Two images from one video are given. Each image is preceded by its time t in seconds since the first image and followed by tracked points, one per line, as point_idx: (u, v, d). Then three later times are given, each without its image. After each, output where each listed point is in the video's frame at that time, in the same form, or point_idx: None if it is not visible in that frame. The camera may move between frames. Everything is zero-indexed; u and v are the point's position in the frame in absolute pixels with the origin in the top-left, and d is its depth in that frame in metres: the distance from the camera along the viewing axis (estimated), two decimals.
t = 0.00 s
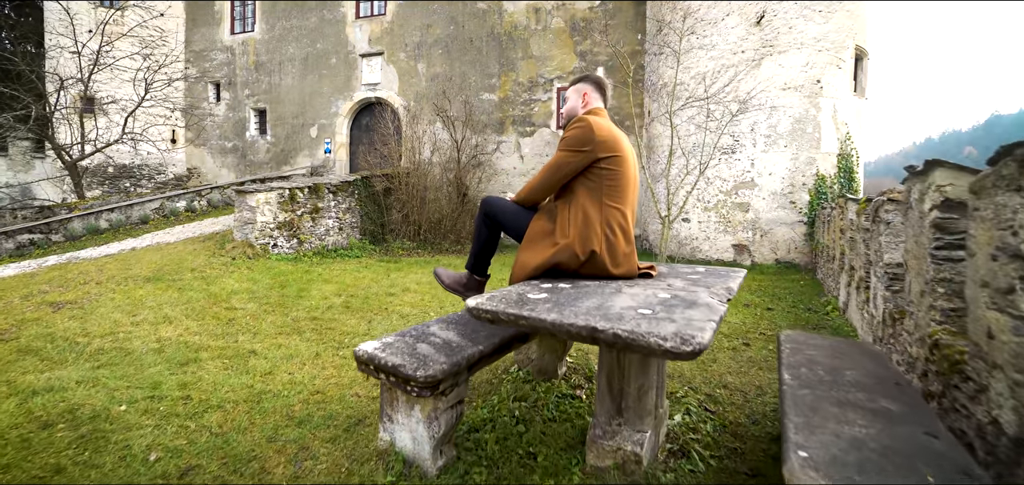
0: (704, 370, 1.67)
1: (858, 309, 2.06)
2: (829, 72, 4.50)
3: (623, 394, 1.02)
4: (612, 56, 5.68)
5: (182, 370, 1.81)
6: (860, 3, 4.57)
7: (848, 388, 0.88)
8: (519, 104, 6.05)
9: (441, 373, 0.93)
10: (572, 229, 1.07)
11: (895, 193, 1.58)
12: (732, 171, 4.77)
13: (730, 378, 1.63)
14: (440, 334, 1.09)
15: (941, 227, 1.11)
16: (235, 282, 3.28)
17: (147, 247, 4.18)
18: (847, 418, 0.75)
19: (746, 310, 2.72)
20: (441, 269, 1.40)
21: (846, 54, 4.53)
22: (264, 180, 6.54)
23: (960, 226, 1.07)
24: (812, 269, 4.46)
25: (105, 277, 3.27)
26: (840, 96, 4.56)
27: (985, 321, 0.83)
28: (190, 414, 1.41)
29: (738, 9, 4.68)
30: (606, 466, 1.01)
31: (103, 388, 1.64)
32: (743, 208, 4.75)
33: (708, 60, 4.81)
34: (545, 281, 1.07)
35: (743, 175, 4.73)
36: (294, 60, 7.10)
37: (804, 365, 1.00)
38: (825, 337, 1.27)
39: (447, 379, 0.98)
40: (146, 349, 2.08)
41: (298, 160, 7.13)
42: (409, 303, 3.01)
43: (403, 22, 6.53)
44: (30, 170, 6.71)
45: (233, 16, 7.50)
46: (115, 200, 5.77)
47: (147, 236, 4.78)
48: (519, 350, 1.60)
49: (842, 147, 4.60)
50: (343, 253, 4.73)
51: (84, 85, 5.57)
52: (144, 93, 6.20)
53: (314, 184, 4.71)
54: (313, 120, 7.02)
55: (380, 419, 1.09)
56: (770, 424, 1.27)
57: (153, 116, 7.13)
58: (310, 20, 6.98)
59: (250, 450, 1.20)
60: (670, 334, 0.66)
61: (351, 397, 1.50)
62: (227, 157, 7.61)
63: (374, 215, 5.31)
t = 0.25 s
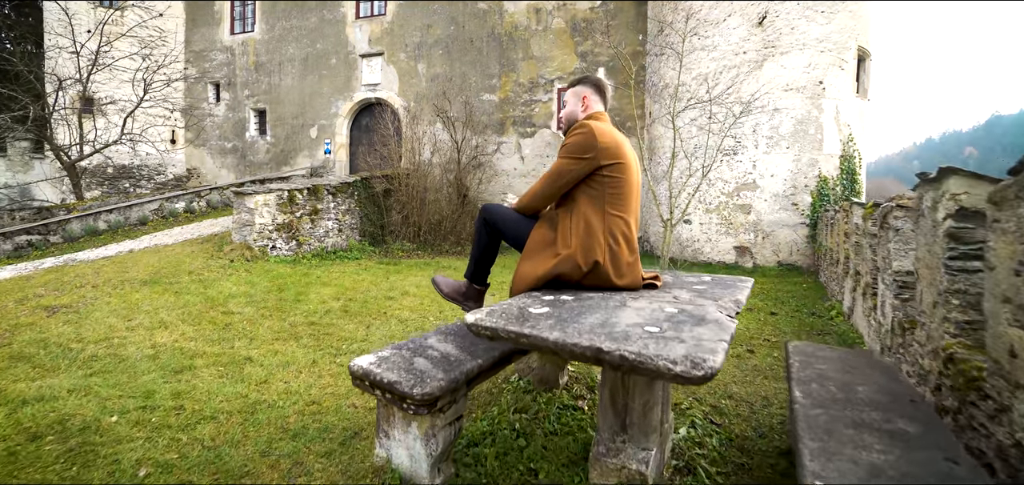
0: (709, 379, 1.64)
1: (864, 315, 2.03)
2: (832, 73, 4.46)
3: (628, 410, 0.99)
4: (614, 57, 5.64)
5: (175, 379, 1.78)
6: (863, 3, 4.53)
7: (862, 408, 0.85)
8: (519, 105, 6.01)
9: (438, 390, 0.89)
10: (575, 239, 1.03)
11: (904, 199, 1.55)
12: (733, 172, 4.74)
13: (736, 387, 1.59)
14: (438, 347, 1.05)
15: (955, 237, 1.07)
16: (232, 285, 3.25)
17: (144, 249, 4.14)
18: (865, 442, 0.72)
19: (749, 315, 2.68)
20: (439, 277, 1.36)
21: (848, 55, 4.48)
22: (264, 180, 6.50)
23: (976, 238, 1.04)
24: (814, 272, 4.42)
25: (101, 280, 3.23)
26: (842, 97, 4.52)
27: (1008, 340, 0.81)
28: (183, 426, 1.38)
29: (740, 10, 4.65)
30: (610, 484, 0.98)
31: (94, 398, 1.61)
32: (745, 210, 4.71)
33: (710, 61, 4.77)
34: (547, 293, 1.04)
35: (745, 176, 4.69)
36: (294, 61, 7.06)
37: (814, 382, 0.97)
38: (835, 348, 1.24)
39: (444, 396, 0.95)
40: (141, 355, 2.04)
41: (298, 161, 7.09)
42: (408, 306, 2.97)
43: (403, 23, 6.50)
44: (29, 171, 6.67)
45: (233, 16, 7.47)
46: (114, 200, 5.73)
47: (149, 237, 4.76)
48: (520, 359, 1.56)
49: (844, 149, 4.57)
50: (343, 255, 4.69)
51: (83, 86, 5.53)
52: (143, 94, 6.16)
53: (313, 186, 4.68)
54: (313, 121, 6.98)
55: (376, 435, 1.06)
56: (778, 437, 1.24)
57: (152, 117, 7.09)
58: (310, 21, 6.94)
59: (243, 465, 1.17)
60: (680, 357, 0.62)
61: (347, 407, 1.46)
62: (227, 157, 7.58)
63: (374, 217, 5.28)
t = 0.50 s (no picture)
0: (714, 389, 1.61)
1: (871, 323, 2.00)
2: (833, 74, 4.43)
3: (633, 428, 0.95)
4: (614, 57, 5.60)
5: (168, 387, 1.74)
6: (865, 4, 4.50)
7: (880, 431, 0.82)
8: (519, 105, 5.97)
9: (436, 410, 0.86)
10: (577, 251, 1.00)
11: (914, 207, 1.52)
12: (734, 174, 4.71)
13: (741, 398, 1.56)
14: (437, 361, 1.02)
15: (971, 249, 1.04)
16: (229, 288, 3.21)
17: (141, 251, 4.09)
18: (887, 472, 0.69)
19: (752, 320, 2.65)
20: (438, 286, 1.33)
21: (850, 56, 4.45)
22: (262, 181, 6.46)
23: (994, 249, 1.00)
24: (816, 274, 4.39)
25: (96, 283, 3.19)
26: (844, 99, 4.49)
27: None
28: (174, 439, 1.34)
29: (741, 10, 4.61)
30: None
31: (84, 408, 1.57)
32: (746, 212, 4.68)
33: (711, 62, 4.74)
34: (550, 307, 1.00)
35: (746, 178, 4.66)
36: (293, 60, 7.02)
37: (828, 402, 0.94)
38: (844, 361, 1.21)
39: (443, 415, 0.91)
40: (134, 362, 2.01)
41: (297, 161, 7.05)
42: (407, 310, 2.94)
43: (403, 22, 6.46)
44: (26, 170, 6.62)
45: (231, 15, 7.42)
46: (111, 201, 5.68)
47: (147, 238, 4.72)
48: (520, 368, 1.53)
49: (846, 150, 4.53)
50: (341, 257, 4.65)
51: (79, 86, 5.48)
52: (140, 94, 6.11)
53: (311, 187, 4.64)
54: (312, 121, 6.94)
55: (372, 452, 1.01)
56: (785, 452, 1.21)
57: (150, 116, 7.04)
58: (308, 20, 6.90)
59: (234, 481, 1.13)
60: (694, 384, 0.59)
61: (343, 419, 1.43)
62: (225, 157, 7.53)
63: (373, 218, 5.24)
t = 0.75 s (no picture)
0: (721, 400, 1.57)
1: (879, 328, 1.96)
2: (835, 75, 4.40)
3: (640, 443, 0.92)
4: (615, 58, 5.57)
5: (164, 395, 1.71)
6: (867, 4, 4.47)
7: (898, 449, 0.79)
8: (519, 106, 5.94)
9: (437, 427, 0.83)
10: (581, 261, 0.97)
11: (924, 212, 1.48)
12: (736, 175, 4.68)
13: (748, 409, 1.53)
14: (438, 373, 0.99)
15: (987, 257, 1.01)
16: (227, 291, 3.18)
17: (138, 253, 4.06)
18: None
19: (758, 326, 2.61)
20: (438, 294, 1.30)
21: (852, 57, 4.42)
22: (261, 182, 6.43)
23: (1010, 258, 0.97)
24: (818, 276, 4.36)
25: (93, 286, 3.15)
26: (845, 100, 4.47)
27: None
28: (169, 451, 1.31)
29: (742, 11, 4.59)
30: None
31: (78, 416, 1.54)
32: (747, 213, 4.65)
33: (712, 63, 4.71)
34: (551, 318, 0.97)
35: (747, 180, 4.63)
36: (292, 61, 6.99)
37: (841, 416, 0.91)
38: (855, 370, 1.18)
39: (444, 431, 0.89)
40: (130, 368, 1.97)
41: (296, 162, 7.02)
42: (407, 314, 2.91)
43: (402, 23, 6.43)
44: (23, 171, 6.58)
45: (230, 16, 7.39)
46: (109, 202, 5.65)
47: (146, 240, 4.69)
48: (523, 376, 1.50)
49: (848, 152, 4.50)
50: (340, 258, 4.62)
51: (77, 86, 5.44)
52: (139, 95, 6.07)
53: (310, 188, 4.61)
54: (311, 121, 6.91)
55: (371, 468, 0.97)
56: (793, 464, 1.19)
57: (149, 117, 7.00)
58: (308, 20, 6.87)
59: None
60: (709, 407, 0.57)
61: (341, 429, 1.40)
62: (224, 158, 7.50)
63: (372, 219, 5.20)
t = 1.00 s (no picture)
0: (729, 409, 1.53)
1: (886, 334, 1.93)
2: (837, 77, 4.38)
3: (648, 459, 0.89)
4: (615, 58, 5.54)
5: (158, 403, 1.68)
6: (869, 5, 4.45)
7: (918, 470, 0.76)
8: (519, 107, 5.91)
9: (438, 444, 0.80)
10: (587, 272, 0.94)
11: (934, 218, 1.46)
12: (738, 178, 4.65)
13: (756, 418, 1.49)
14: (439, 387, 0.96)
15: (1003, 267, 0.98)
16: (225, 294, 3.15)
17: (135, 255, 4.03)
18: None
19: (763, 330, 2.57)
20: (438, 301, 1.26)
21: (854, 58, 4.40)
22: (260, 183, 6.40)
23: None
24: (820, 279, 4.34)
25: (89, 290, 3.12)
26: (847, 101, 4.44)
27: None
28: (163, 463, 1.28)
29: (743, 12, 4.56)
30: None
31: (71, 425, 1.50)
32: (748, 215, 4.62)
33: (713, 64, 4.69)
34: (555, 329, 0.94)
35: (748, 181, 4.60)
36: (291, 61, 6.96)
37: (857, 433, 0.88)
38: (866, 381, 1.15)
39: (446, 448, 0.85)
40: (125, 374, 1.94)
41: (295, 163, 6.99)
42: (406, 318, 2.87)
43: (402, 23, 6.40)
44: (21, 172, 6.54)
45: (229, 16, 7.35)
46: (106, 203, 5.61)
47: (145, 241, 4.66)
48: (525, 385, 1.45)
49: (850, 153, 4.48)
50: (339, 260, 4.59)
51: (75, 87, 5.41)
52: (137, 95, 6.04)
53: (309, 190, 4.57)
54: (310, 122, 6.88)
55: None
56: (803, 477, 1.16)
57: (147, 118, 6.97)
58: (307, 21, 6.84)
59: None
60: (727, 432, 0.54)
61: (339, 439, 1.37)
62: (223, 159, 7.47)
63: (371, 221, 5.18)
